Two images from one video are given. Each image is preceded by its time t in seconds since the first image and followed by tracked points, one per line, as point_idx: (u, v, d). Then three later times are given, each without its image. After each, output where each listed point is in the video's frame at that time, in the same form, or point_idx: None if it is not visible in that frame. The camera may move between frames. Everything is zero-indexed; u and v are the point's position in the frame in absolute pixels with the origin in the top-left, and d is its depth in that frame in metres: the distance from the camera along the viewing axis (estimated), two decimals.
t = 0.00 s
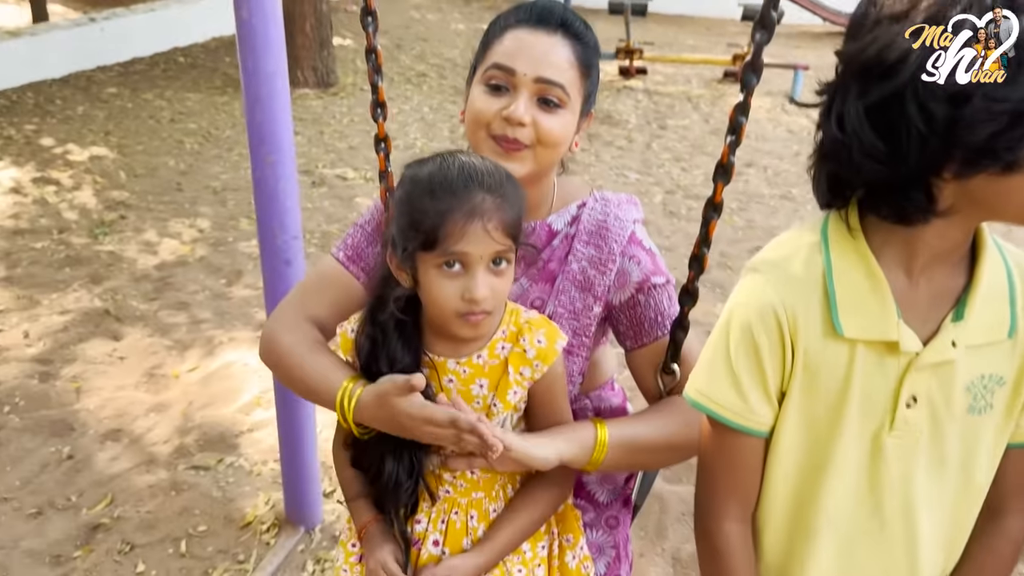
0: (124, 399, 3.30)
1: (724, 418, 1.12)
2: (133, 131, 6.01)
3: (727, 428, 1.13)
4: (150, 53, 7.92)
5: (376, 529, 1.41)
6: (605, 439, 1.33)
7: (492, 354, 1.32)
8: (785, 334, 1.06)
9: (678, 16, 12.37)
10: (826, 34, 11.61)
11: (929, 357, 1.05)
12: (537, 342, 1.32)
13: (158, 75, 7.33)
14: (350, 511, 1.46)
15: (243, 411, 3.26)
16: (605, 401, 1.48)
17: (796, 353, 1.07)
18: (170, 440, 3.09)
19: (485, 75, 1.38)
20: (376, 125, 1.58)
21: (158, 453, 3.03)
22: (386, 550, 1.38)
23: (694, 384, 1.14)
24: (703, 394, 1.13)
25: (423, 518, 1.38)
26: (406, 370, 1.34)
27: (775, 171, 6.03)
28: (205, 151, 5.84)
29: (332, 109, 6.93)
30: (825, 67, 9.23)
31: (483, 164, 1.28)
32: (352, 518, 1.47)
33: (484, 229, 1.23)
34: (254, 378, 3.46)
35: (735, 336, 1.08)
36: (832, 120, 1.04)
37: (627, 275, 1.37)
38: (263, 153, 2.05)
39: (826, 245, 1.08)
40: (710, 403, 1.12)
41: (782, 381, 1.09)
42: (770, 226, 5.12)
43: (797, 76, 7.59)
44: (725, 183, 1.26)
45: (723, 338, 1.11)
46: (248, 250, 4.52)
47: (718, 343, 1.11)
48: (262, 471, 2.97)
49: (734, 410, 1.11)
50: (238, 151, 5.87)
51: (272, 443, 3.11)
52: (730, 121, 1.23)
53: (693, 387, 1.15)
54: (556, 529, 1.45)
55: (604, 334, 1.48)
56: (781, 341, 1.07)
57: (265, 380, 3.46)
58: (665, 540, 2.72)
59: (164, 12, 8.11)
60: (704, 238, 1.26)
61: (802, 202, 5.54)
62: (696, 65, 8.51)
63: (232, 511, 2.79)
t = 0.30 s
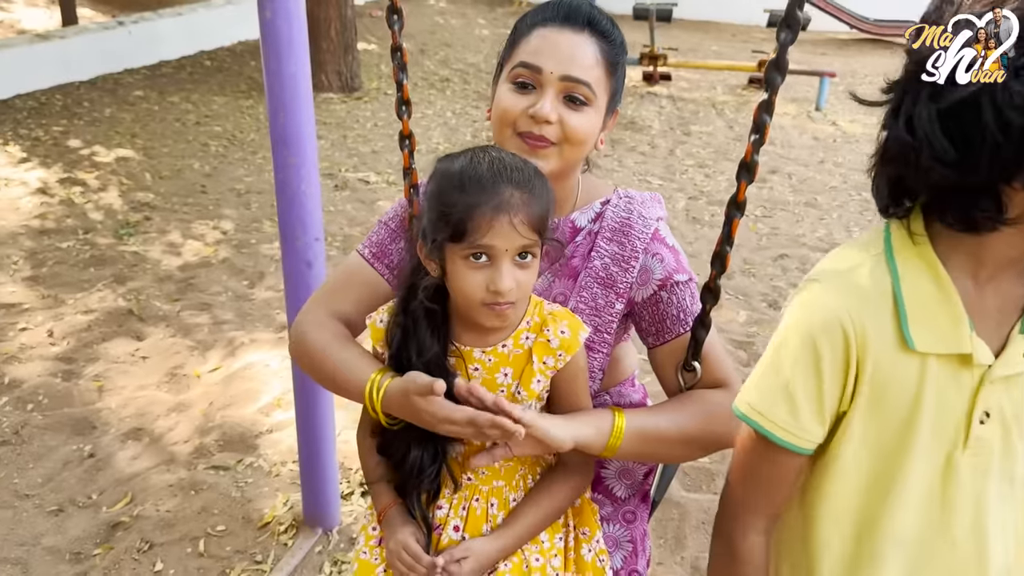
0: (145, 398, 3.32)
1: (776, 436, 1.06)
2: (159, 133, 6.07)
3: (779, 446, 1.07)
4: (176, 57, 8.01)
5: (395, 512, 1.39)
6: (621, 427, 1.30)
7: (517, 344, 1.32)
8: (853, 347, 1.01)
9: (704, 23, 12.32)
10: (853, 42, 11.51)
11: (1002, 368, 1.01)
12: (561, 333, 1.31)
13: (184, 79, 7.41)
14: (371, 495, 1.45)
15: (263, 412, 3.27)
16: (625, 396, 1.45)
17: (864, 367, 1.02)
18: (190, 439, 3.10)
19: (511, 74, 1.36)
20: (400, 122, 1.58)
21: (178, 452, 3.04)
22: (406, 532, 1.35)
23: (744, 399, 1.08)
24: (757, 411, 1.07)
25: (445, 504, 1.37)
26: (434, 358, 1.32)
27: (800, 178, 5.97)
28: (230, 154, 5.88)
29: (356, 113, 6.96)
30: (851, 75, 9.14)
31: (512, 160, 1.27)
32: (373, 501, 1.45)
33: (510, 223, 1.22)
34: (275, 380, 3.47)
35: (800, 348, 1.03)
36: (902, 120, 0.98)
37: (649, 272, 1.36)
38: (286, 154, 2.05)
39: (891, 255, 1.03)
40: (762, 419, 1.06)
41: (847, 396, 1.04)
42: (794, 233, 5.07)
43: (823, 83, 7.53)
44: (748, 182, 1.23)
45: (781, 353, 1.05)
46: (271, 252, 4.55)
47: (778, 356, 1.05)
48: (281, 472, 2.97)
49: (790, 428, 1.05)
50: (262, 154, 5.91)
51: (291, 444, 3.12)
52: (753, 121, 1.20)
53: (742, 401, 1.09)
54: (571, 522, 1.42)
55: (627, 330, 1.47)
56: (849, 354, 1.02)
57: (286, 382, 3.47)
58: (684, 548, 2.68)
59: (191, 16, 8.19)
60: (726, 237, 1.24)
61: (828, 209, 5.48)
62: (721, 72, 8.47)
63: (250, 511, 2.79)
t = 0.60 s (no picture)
0: (163, 401, 3.32)
1: (894, 474, 0.94)
2: (177, 136, 6.10)
3: (891, 486, 0.95)
4: (194, 61, 8.06)
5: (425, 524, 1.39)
6: (660, 440, 1.27)
7: (539, 353, 1.31)
8: (980, 381, 0.89)
9: (720, 28, 12.30)
10: (870, 47, 11.45)
11: None
12: (584, 341, 1.29)
13: (202, 82, 7.45)
14: (401, 506, 1.44)
15: (281, 416, 3.27)
16: (659, 408, 1.44)
17: (990, 400, 0.90)
18: (208, 443, 3.10)
19: (545, 82, 1.36)
20: (432, 129, 1.61)
21: (196, 456, 3.04)
22: (435, 545, 1.35)
23: (854, 432, 0.97)
24: (871, 447, 0.94)
25: (475, 517, 1.36)
26: (454, 367, 1.31)
27: (818, 185, 5.93)
28: (247, 157, 5.90)
29: (372, 118, 6.98)
30: (869, 81, 9.09)
31: (516, 155, 1.27)
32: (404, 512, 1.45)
33: (520, 217, 1.22)
34: (293, 384, 3.47)
35: (919, 381, 0.91)
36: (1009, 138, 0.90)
37: (687, 280, 1.33)
38: (308, 158, 2.04)
39: (1006, 273, 0.92)
40: (875, 456, 0.94)
41: (969, 433, 0.92)
42: (813, 240, 5.03)
43: (841, 89, 7.49)
44: (787, 192, 1.21)
45: (894, 383, 0.93)
46: (289, 256, 4.56)
47: (893, 390, 0.93)
48: (298, 477, 2.97)
49: (908, 468, 0.93)
50: (280, 158, 5.93)
51: (308, 449, 3.11)
52: (791, 128, 1.18)
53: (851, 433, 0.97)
54: (606, 534, 1.40)
55: (661, 340, 1.45)
56: (974, 390, 0.90)
57: (303, 386, 3.47)
58: (704, 558, 2.65)
59: (210, 19, 8.24)
60: (763, 246, 1.22)
61: (847, 216, 5.44)
62: (738, 77, 8.44)
63: (268, 516, 2.79)
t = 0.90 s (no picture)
0: (170, 408, 3.30)
1: None
2: (183, 142, 6.09)
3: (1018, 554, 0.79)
4: (199, 66, 8.06)
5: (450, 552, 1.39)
6: (696, 461, 1.27)
7: (564, 369, 1.31)
8: None
9: (723, 33, 12.30)
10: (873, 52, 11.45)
11: None
12: (611, 356, 1.28)
13: (207, 87, 7.45)
14: (423, 531, 1.46)
15: (288, 423, 3.25)
16: (688, 429, 1.46)
17: None
18: (215, 451, 3.08)
19: (574, 95, 1.35)
20: (452, 139, 1.63)
21: (203, 463, 3.02)
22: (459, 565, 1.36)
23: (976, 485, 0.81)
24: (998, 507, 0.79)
25: (502, 542, 1.36)
26: (475, 383, 1.32)
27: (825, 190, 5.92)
28: (252, 163, 5.90)
29: (377, 123, 6.97)
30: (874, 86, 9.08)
31: (525, 168, 1.27)
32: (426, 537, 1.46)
33: (532, 230, 1.21)
34: (300, 391, 3.45)
35: None
36: None
37: (720, 299, 1.33)
38: (318, 165, 2.01)
39: None
40: (1011, 521, 0.78)
41: None
42: (820, 245, 5.01)
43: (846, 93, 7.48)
44: (820, 206, 1.24)
45: None
46: (295, 262, 4.54)
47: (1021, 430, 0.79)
48: (306, 485, 2.95)
49: None
50: (285, 164, 5.93)
51: (316, 456, 3.09)
52: (826, 141, 1.20)
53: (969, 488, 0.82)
54: (640, 560, 1.39)
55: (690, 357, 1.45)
56: None
57: (310, 393, 3.45)
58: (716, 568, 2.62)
59: (214, 24, 8.24)
60: (797, 263, 1.24)
61: (854, 221, 5.42)
62: (743, 82, 8.43)
63: (275, 525, 2.77)
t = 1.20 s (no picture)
0: (164, 413, 3.28)
1: None
2: (175, 145, 6.06)
3: None
4: (191, 69, 8.02)
5: None
6: (716, 481, 1.31)
7: (576, 384, 1.33)
8: None
9: (716, 35, 12.33)
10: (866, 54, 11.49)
11: None
12: (625, 368, 1.31)
13: (199, 91, 7.42)
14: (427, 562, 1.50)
15: (283, 428, 3.23)
16: (699, 446, 1.51)
17: None
18: (210, 455, 3.06)
19: (591, 99, 1.36)
20: (448, 146, 1.63)
21: (197, 468, 3.00)
22: None
23: None
24: None
25: (515, 568, 1.39)
26: (480, 407, 1.33)
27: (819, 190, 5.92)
28: (245, 166, 5.87)
29: (371, 126, 6.95)
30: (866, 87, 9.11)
31: (524, 171, 1.28)
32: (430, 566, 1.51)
33: (542, 228, 1.22)
34: (296, 395, 3.43)
35: None
36: None
37: (737, 312, 1.38)
38: (313, 168, 2.00)
39: None
40: None
41: None
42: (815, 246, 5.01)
43: (840, 94, 7.50)
44: (833, 212, 1.28)
45: None
46: (289, 265, 4.52)
47: None
48: (302, 489, 2.93)
49: None
50: (278, 167, 5.91)
51: (312, 461, 3.07)
52: (838, 145, 1.23)
53: None
54: None
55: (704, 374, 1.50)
56: None
57: (306, 397, 3.43)
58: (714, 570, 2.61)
59: (206, 28, 8.22)
60: (809, 272, 1.28)
61: (848, 222, 5.43)
62: (736, 84, 8.45)
63: (271, 530, 2.75)
